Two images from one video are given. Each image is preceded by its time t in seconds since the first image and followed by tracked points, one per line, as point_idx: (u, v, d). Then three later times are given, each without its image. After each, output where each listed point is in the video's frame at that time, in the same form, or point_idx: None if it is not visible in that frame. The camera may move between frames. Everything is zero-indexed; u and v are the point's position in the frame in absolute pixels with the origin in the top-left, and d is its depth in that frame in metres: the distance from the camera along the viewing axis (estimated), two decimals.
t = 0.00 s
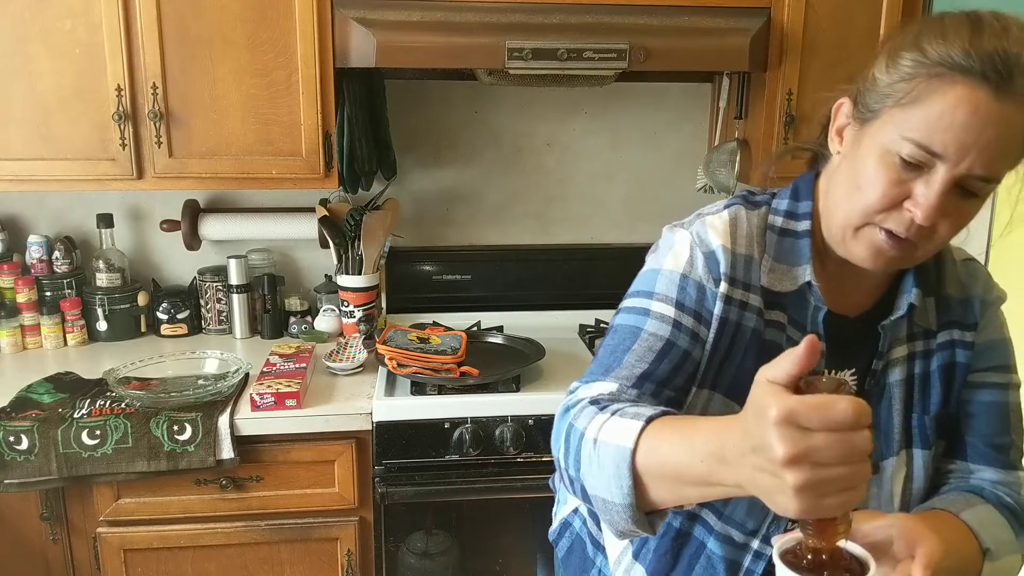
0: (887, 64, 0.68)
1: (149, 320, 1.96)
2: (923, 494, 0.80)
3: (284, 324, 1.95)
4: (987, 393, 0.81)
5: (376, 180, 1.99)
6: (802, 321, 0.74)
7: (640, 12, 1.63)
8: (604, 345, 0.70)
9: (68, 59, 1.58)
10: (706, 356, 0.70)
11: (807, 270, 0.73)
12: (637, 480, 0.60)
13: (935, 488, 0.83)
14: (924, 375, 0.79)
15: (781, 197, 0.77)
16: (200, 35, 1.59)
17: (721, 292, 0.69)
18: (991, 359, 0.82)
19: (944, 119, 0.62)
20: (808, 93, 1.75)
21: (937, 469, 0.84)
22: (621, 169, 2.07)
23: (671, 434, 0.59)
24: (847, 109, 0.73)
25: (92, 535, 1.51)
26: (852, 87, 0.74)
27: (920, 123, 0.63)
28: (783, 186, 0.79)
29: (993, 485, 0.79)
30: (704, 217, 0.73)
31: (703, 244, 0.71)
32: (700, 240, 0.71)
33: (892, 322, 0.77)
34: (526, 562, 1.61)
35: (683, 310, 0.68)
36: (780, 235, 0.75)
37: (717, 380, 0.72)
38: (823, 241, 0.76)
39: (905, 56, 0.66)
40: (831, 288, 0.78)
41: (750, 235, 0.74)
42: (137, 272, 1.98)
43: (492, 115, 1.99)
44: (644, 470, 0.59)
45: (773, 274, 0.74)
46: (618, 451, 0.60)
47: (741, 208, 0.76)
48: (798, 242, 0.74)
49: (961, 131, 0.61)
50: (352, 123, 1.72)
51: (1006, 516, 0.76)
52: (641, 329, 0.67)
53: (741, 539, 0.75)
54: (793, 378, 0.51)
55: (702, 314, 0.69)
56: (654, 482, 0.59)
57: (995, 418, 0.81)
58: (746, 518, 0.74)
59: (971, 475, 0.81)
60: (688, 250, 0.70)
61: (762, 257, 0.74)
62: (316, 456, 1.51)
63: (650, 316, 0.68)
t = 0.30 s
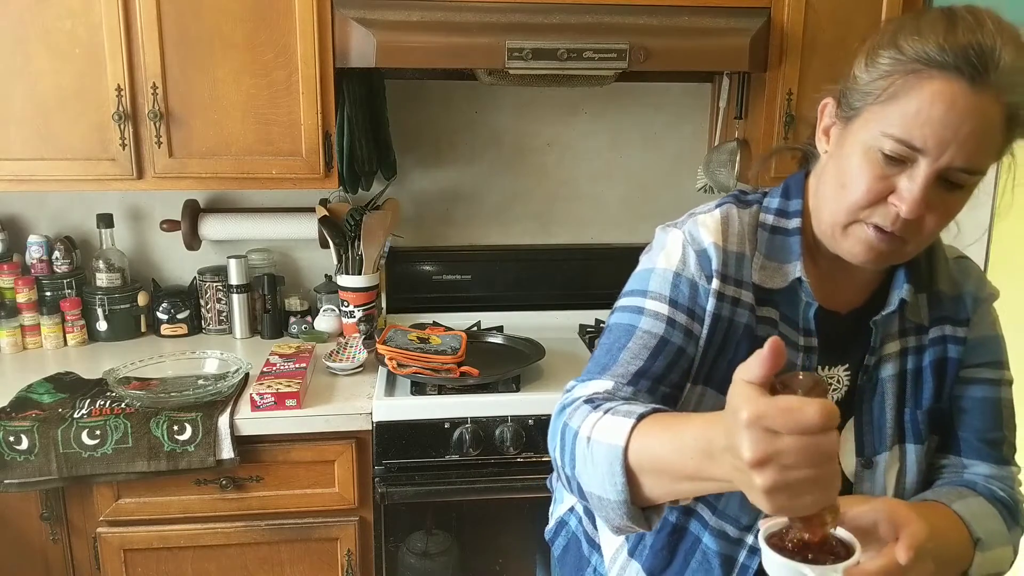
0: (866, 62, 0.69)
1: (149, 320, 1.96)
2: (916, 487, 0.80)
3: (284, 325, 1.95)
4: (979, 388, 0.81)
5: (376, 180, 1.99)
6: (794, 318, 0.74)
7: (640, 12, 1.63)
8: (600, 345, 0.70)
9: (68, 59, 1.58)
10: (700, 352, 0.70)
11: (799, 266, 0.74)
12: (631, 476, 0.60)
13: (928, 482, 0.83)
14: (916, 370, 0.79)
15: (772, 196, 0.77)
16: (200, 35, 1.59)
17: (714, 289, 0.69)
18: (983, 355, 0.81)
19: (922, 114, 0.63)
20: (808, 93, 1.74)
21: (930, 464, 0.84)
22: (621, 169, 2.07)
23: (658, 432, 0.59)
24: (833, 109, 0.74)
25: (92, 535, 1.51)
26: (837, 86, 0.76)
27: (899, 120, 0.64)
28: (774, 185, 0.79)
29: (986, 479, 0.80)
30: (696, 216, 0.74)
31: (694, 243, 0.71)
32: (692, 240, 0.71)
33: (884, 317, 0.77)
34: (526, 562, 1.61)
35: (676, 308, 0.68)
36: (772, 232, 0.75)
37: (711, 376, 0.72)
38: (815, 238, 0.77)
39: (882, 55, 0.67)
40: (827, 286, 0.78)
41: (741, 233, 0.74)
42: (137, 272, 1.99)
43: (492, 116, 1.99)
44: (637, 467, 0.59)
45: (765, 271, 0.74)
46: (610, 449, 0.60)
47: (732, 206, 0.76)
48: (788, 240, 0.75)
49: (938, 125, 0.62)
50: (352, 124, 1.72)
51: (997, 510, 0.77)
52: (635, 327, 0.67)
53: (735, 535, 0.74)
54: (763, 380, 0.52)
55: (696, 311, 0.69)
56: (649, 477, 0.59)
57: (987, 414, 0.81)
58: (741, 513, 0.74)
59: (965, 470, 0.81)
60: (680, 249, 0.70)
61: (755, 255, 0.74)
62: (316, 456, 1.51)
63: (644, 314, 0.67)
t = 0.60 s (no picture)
0: (840, 53, 0.71)
1: (149, 320, 1.96)
2: (911, 476, 0.80)
3: (284, 325, 1.95)
4: (969, 378, 0.81)
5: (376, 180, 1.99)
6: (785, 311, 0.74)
7: (640, 12, 1.63)
8: (590, 341, 0.70)
9: (68, 59, 1.58)
10: (688, 345, 0.70)
11: (786, 259, 0.74)
12: (621, 462, 0.61)
13: (923, 473, 0.83)
14: (907, 360, 0.79)
15: (759, 192, 0.78)
16: (200, 35, 1.59)
17: (701, 282, 0.70)
18: (973, 345, 0.81)
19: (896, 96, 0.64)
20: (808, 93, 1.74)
21: (924, 455, 0.84)
22: (621, 169, 2.07)
23: (645, 410, 0.59)
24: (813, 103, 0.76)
25: (92, 535, 1.51)
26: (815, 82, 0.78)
27: (873, 103, 0.66)
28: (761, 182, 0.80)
29: (980, 468, 0.79)
30: (684, 213, 0.74)
31: (680, 238, 0.71)
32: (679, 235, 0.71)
33: (873, 309, 0.78)
34: (525, 562, 1.61)
35: (664, 301, 0.68)
36: (759, 227, 0.76)
37: (701, 368, 0.71)
38: (801, 231, 0.77)
39: (854, 44, 0.69)
40: (814, 280, 0.78)
41: (728, 228, 0.74)
42: (137, 272, 1.99)
43: (492, 116, 1.99)
44: (625, 449, 0.60)
45: (754, 264, 0.74)
46: (600, 435, 0.61)
47: (719, 202, 0.76)
48: (776, 233, 0.75)
49: (913, 106, 0.64)
50: (352, 124, 1.72)
51: (989, 499, 0.77)
52: (624, 322, 0.67)
53: (729, 528, 0.74)
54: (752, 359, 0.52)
55: (683, 305, 0.69)
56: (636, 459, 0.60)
57: (979, 404, 0.81)
58: (734, 505, 0.74)
59: (959, 459, 0.81)
60: (667, 245, 0.71)
61: (742, 250, 0.74)
62: (316, 456, 1.51)
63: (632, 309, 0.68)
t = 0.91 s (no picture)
0: (830, 51, 0.71)
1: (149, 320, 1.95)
2: (905, 474, 0.80)
3: (284, 325, 1.95)
4: (964, 375, 0.81)
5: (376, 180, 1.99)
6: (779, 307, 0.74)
7: (640, 12, 1.63)
8: (584, 327, 0.69)
9: (68, 59, 1.58)
10: (683, 336, 0.70)
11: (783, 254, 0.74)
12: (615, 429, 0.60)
13: (917, 470, 0.83)
14: (902, 358, 0.79)
15: (754, 189, 0.77)
16: (200, 35, 1.59)
17: (697, 274, 0.69)
18: (967, 343, 0.81)
19: (888, 91, 0.65)
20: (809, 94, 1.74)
21: (919, 452, 0.84)
22: (621, 169, 2.07)
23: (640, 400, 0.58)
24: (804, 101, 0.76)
25: (92, 535, 1.51)
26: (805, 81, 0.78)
27: (866, 99, 0.66)
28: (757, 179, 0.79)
29: (974, 465, 0.79)
30: (680, 208, 0.74)
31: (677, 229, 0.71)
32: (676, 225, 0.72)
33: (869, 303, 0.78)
34: (525, 562, 1.61)
35: (661, 291, 0.68)
36: (755, 224, 0.75)
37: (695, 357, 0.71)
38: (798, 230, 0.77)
39: (844, 42, 0.70)
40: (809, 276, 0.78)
41: (725, 224, 0.74)
42: (137, 272, 1.98)
43: (492, 115, 1.99)
44: (621, 412, 0.59)
45: (748, 260, 0.73)
46: (596, 403, 0.60)
47: (715, 198, 0.76)
48: (772, 231, 0.75)
49: (905, 100, 0.64)
50: (352, 124, 1.72)
51: (983, 494, 0.77)
52: (619, 309, 0.67)
53: (725, 524, 0.75)
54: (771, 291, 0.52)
55: (680, 295, 0.69)
56: (633, 427, 0.59)
57: (974, 400, 0.81)
58: (730, 501, 0.74)
59: (953, 456, 0.81)
60: (665, 236, 0.71)
61: (739, 244, 0.74)
62: (317, 456, 1.51)
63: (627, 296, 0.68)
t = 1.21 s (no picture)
0: (846, 53, 0.71)
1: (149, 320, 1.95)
2: (904, 477, 0.80)
3: (284, 325, 1.95)
4: (963, 378, 0.81)
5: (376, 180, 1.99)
6: (777, 304, 0.74)
7: (640, 12, 1.63)
8: (580, 307, 0.68)
9: (68, 59, 1.58)
10: (682, 335, 0.70)
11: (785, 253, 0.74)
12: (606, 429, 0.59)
13: (916, 473, 0.83)
14: (901, 361, 0.79)
15: (757, 188, 0.78)
16: (200, 35, 1.59)
17: (701, 268, 0.69)
18: (966, 346, 0.81)
19: (902, 98, 0.65)
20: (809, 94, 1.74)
21: (917, 455, 0.84)
22: (621, 169, 2.07)
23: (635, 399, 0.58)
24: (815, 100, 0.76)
25: (91, 535, 1.51)
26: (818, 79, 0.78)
27: (879, 104, 0.66)
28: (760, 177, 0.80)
29: (973, 468, 0.79)
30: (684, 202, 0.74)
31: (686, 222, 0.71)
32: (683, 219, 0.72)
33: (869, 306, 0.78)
34: (525, 562, 1.61)
35: (661, 278, 0.68)
36: (757, 222, 0.76)
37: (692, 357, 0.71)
38: (800, 230, 0.77)
39: (862, 44, 0.69)
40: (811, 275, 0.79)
41: (728, 219, 0.74)
42: (137, 272, 1.98)
43: (492, 115, 1.99)
44: (619, 416, 0.58)
45: (752, 258, 0.74)
46: (595, 400, 0.59)
47: (719, 194, 0.76)
48: (775, 229, 0.75)
49: (919, 108, 0.64)
50: (352, 124, 1.72)
51: (982, 497, 0.76)
52: (618, 291, 0.67)
53: (720, 519, 0.74)
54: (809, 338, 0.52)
55: (679, 285, 0.69)
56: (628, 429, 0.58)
57: (972, 403, 0.81)
58: (727, 496, 0.74)
59: (952, 459, 0.81)
60: (671, 227, 0.71)
61: (740, 240, 0.74)
62: (317, 456, 1.51)
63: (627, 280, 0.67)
